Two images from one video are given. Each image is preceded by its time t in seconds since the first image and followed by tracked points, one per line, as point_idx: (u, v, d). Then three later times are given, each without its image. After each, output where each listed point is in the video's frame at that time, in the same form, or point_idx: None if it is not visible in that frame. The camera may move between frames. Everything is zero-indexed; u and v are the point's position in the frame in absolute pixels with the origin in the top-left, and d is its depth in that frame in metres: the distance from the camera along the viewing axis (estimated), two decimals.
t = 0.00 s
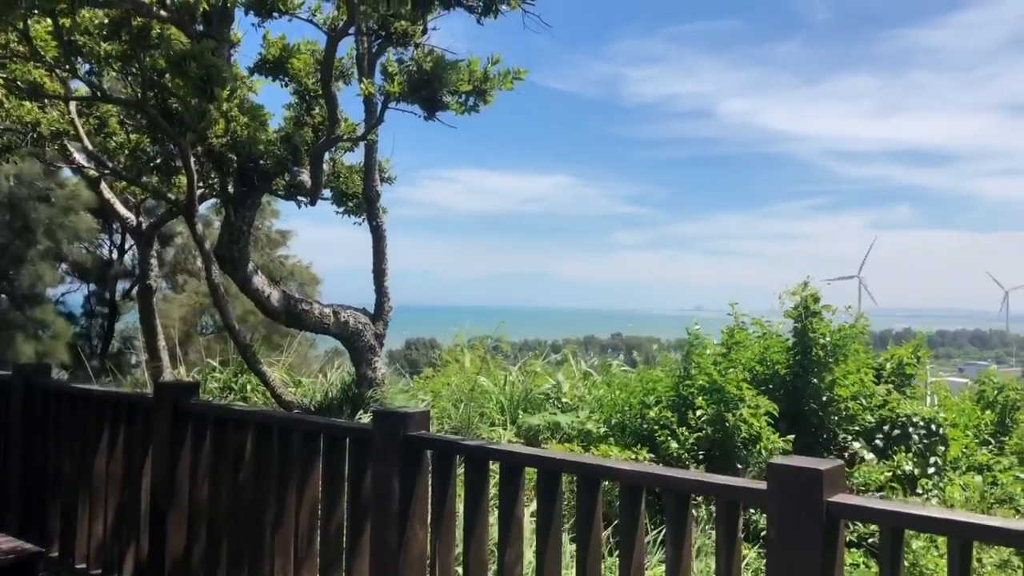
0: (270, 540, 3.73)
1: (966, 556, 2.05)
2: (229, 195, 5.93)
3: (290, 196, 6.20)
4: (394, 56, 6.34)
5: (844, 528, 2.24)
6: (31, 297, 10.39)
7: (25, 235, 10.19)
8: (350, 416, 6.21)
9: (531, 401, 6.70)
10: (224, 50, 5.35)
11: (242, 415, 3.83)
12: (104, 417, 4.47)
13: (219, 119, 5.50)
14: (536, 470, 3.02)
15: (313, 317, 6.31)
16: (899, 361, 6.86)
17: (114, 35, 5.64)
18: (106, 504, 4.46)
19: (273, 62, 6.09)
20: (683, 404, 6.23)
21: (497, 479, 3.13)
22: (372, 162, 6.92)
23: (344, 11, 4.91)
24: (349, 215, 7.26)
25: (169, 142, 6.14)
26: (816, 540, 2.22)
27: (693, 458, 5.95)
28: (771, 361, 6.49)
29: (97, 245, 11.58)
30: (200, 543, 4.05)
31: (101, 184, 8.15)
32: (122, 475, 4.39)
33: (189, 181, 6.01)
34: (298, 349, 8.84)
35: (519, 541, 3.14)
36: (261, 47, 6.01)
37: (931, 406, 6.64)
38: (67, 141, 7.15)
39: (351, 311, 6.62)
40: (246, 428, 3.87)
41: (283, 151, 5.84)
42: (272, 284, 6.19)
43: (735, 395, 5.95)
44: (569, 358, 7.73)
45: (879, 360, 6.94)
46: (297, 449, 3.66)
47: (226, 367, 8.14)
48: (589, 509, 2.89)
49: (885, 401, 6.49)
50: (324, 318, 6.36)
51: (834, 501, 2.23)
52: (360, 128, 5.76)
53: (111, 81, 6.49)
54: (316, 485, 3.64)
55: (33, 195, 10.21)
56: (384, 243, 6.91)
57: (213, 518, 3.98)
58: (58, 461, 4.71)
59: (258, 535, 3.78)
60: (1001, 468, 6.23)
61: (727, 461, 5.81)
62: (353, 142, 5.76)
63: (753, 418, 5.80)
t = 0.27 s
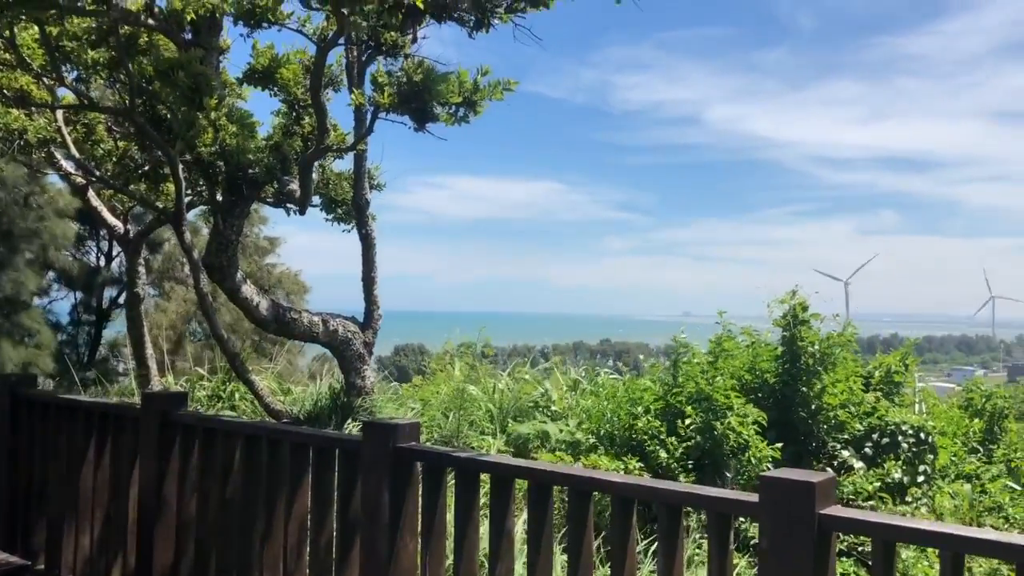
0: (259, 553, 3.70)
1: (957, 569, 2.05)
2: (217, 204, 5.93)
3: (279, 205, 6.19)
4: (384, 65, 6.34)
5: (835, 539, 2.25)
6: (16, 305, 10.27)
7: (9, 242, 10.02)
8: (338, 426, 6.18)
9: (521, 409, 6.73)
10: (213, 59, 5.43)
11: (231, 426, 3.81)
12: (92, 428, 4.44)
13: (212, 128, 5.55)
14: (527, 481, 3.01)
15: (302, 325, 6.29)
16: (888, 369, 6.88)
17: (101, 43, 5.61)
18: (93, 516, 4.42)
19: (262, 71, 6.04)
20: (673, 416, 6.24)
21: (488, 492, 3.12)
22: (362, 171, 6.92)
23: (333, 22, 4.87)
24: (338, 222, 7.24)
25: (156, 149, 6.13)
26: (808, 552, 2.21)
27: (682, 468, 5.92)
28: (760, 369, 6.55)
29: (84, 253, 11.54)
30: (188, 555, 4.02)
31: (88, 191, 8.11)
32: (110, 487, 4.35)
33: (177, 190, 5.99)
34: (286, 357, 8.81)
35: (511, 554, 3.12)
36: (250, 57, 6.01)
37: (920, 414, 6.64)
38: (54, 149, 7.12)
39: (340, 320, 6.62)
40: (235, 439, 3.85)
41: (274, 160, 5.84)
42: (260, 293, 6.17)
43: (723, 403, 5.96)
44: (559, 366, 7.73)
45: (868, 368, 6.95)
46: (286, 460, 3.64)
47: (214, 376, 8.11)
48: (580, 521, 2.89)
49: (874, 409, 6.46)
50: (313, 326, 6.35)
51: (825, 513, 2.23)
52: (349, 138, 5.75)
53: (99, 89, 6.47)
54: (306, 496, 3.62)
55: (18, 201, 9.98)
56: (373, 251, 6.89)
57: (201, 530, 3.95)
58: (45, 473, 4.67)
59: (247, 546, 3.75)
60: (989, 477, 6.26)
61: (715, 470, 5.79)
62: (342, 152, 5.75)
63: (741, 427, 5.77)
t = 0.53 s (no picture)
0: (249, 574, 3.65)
1: None
2: (209, 220, 5.93)
3: (271, 221, 6.19)
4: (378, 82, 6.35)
5: (833, 564, 2.22)
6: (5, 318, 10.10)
7: None
8: (330, 445, 6.13)
9: (513, 425, 6.73)
10: (206, 75, 5.46)
11: (222, 445, 3.78)
12: (80, 446, 4.39)
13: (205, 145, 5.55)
14: (521, 502, 2.97)
15: (294, 342, 6.26)
16: (881, 387, 6.89)
17: (92, 59, 5.60)
18: (81, 536, 4.37)
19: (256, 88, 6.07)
20: (666, 435, 6.18)
21: (482, 513, 3.09)
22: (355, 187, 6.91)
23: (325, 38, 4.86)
24: (332, 239, 7.23)
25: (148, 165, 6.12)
26: None
27: (677, 487, 5.88)
28: (753, 387, 6.57)
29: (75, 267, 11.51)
30: None
31: (79, 206, 8.08)
32: (98, 506, 4.30)
33: (169, 206, 5.97)
34: (277, 373, 8.77)
35: None
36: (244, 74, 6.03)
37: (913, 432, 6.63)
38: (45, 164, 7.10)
39: (332, 337, 6.52)
40: (226, 458, 3.81)
41: (267, 177, 5.84)
42: (252, 309, 6.14)
43: (717, 422, 5.90)
44: (551, 383, 7.72)
45: (861, 386, 6.97)
46: (278, 479, 3.61)
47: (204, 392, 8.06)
48: (574, 542, 2.86)
49: (869, 427, 6.45)
50: (304, 343, 6.30)
51: (822, 535, 2.21)
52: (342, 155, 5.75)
53: (92, 105, 6.47)
54: (297, 515, 3.58)
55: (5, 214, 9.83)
56: (366, 267, 6.87)
57: (191, 549, 3.90)
58: (33, 491, 4.62)
59: (237, 567, 3.70)
60: (983, 497, 6.24)
61: (709, 488, 5.75)
62: (336, 168, 5.74)
63: (735, 445, 5.73)
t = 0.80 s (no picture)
0: None
1: None
2: (205, 241, 5.93)
3: (267, 242, 6.21)
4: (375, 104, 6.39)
5: None
6: None
7: None
8: (324, 468, 6.10)
9: (508, 449, 6.73)
10: (204, 97, 5.44)
11: (217, 468, 3.76)
12: (73, 468, 4.36)
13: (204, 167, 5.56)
14: (519, 528, 2.97)
15: (288, 364, 6.24)
16: (876, 412, 6.89)
17: (91, 80, 5.61)
18: (73, 559, 4.34)
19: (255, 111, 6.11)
20: (662, 460, 6.13)
21: (479, 538, 3.08)
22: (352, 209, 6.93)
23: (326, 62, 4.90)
24: (327, 260, 7.24)
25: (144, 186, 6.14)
26: None
27: (672, 511, 5.85)
28: (747, 412, 6.54)
29: (68, 286, 11.48)
30: None
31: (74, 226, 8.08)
32: (91, 529, 4.27)
33: (165, 226, 5.97)
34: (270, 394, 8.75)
35: None
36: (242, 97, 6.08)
37: (908, 457, 6.62)
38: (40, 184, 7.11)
39: (326, 358, 6.53)
40: (221, 481, 3.79)
41: (263, 199, 5.87)
42: (247, 330, 6.14)
43: (714, 448, 5.86)
44: (545, 406, 7.73)
45: (856, 411, 6.98)
46: (273, 503, 3.59)
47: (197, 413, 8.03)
48: (572, 568, 2.84)
49: (863, 452, 6.45)
50: (299, 364, 6.29)
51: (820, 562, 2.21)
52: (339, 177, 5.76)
53: (89, 126, 6.49)
54: (292, 540, 3.56)
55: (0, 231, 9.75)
56: (361, 289, 6.88)
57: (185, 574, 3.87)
58: (24, 514, 4.58)
59: None
60: (978, 522, 6.22)
61: (705, 514, 5.72)
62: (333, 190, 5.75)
63: (731, 471, 5.72)
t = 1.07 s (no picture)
0: None
1: None
2: (201, 267, 5.93)
3: (263, 267, 6.21)
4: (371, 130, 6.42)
5: None
6: None
7: None
8: (318, 496, 6.04)
9: (503, 477, 6.69)
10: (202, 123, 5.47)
11: (212, 497, 3.73)
12: (66, 497, 4.33)
13: (201, 193, 5.58)
14: (517, 558, 2.94)
15: (283, 390, 6.22)
16: (874, 440, 6.88)
17: (88, 106, 5.63)
18: None
19: (252, 136, 6.13)
20: (657, 487, 6.07)
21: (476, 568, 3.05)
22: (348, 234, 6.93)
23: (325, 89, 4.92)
24: (323, 285, 7.23)
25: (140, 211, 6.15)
26: None
27: (670, 540, 5.80)
28: (745, 439, 6.52)
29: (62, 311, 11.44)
30: None
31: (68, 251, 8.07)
32: (83, 558, 4.23)
33: (161, 251, 5.97)
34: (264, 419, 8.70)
35: None
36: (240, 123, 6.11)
37: (906, 485, 6.58)
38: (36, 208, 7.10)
39: (322, 385, 6.50)
40: (215, 510, 3.76)
41: (260, 225, 5.88)
42: (242, 356, 6.12)
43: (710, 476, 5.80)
44: (541, 431, 7.70)
45: (853, 439, 6.96)
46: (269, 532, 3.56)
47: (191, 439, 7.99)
48: None
49: (860, 481, 6.40)
50: (294, 390, 6.27)
51: None
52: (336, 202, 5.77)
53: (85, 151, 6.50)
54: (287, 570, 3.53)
55: None
56: (358, 315, 6.86)
57: None
58: (16, 543, 4.54)
59: None
60: (977, 551, 6.16)
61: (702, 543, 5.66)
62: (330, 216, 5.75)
63: (728, 500, 5.67)
